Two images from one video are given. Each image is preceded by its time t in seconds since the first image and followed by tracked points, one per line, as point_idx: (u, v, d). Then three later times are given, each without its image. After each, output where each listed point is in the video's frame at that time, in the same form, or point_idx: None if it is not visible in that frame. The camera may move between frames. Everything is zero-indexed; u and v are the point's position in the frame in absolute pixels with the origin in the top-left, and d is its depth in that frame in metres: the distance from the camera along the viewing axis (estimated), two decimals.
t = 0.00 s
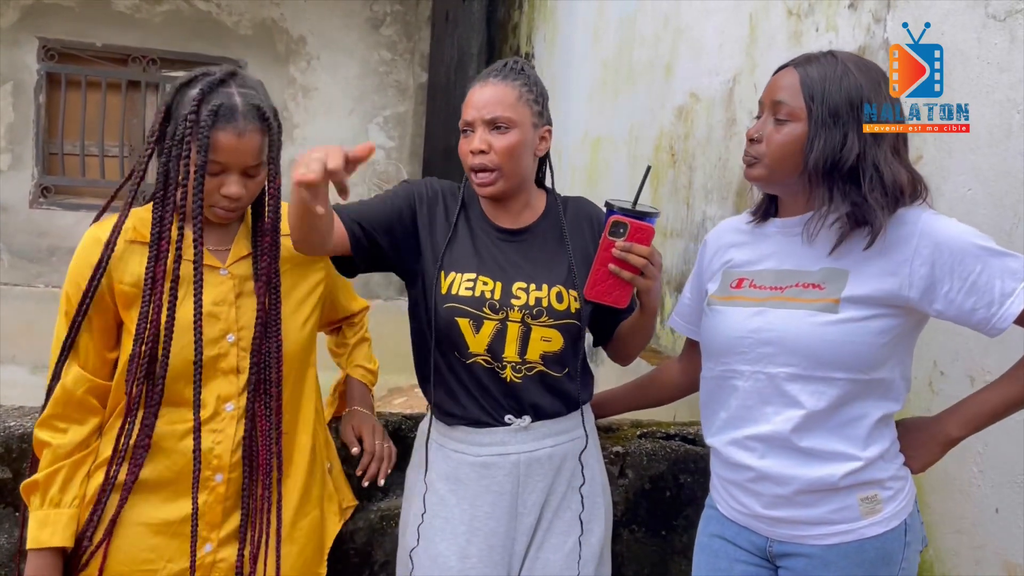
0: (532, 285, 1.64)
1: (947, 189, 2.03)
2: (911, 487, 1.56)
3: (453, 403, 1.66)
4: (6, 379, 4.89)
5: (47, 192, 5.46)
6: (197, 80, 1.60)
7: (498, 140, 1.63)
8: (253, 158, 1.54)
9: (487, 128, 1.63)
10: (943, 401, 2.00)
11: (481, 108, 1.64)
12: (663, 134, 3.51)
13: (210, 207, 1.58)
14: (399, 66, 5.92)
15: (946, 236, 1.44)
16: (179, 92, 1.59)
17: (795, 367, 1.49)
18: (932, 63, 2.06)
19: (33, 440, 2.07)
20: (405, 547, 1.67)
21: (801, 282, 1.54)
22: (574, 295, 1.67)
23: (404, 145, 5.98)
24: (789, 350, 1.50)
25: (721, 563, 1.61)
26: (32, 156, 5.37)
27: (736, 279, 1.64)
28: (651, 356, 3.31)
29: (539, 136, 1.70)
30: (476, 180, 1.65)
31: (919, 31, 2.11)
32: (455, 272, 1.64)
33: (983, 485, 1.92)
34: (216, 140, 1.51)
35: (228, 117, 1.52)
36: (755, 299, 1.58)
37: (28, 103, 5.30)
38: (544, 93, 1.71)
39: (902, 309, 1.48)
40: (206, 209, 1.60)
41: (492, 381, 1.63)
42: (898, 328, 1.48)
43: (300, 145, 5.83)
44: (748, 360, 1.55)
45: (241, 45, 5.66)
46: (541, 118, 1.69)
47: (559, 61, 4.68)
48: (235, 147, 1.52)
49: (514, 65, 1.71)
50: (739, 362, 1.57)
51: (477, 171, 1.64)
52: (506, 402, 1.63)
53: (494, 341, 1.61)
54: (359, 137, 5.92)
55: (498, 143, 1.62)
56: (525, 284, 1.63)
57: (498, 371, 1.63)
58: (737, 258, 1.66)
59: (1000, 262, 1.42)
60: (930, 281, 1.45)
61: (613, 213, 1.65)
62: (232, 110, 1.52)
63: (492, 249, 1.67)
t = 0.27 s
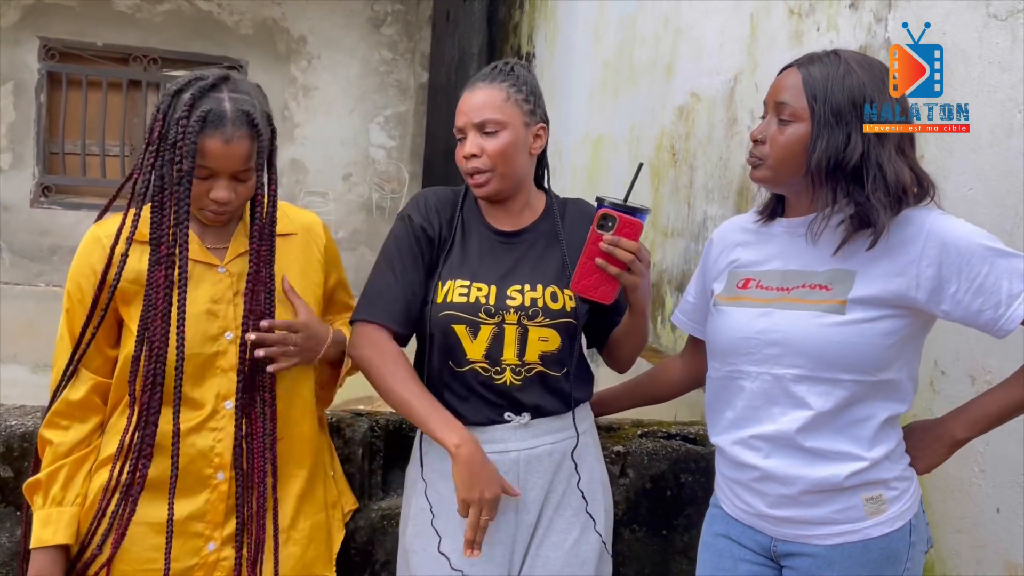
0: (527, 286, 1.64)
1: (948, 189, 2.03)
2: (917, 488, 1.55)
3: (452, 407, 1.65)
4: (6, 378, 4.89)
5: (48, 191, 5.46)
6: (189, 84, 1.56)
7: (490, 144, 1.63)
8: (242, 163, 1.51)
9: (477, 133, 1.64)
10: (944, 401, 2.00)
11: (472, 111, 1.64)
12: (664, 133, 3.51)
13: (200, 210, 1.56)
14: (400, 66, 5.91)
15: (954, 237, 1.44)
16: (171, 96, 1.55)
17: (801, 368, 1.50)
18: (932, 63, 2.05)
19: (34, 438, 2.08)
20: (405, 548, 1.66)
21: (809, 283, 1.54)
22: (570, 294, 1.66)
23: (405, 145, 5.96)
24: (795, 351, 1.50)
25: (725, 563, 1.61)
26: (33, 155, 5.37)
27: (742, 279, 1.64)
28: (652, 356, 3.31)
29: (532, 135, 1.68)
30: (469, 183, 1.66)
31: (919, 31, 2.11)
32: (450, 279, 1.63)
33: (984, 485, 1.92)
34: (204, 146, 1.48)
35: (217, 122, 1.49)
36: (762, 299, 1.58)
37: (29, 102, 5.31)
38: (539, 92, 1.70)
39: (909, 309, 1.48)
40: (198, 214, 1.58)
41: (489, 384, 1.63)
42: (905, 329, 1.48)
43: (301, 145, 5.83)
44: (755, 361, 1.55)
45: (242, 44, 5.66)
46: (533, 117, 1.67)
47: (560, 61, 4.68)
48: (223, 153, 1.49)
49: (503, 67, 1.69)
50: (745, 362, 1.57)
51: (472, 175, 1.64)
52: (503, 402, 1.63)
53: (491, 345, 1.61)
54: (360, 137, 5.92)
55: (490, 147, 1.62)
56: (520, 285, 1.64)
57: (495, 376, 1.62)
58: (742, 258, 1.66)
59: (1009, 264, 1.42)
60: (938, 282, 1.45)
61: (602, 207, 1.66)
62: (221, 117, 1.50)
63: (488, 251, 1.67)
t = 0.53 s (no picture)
0: (530, 285, 1.63)
1: (949, 189, 2.03)
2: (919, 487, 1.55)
3: (457, 405, 1.66)
4: (6, 378, 4.89)
5: (48, 191, 5.46)
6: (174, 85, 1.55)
7: (484, 142, 1.62)
8: (227, 164, 1.51)
9: (472, 132, 1.64)
10: (945, 401, 2.00)
11: (467, 111, 1.65)
12: (664, 133, 3.52)
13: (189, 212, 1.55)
14: (400, 66, 5.93)
15: (959, 234, 1.43)
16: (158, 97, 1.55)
17: (805, 366, 1.49)
18: (932, 63, 2.06)
19: (34, 438, 2.08)
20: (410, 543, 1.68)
21: (811, 281, 1.54)
22: (573, 296, 1.65)
23: (405, 144, 5.98)
24: (799, 347, 1.50)
25: (725, 568, 1.60)
26: (33, 155, 5.37)
27: (744, 277, 1.63)
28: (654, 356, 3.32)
29: (528, 132, 1.67)
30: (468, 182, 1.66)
31: (919, 31, 2.12)
32: (452, 278, 1.65)
33: (985, 486, 1.92)
34: (187, 149, 1.48)
35: (199, 125, 1.49)
36: (765, 297, 1.58)
37: (30, 101, 5.30)
38: (536, 90, 1.70)
39: (912, 306, 1.48)
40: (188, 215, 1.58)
41: (493, 383, 1.63)
42: (908, 326, 1.48)
43: (301, 144, 5.83)
44: (759, 359, 1.55)
45: (243, 44, 5.66)
46: (529, 114, 1.67)
47: (561, 60, 4.68)
48: (207, 155, 1.49)
49: (500, 66, 1.70)
50: (748, 361, 1.57)
51: (470, 175, 1.65)
52: (508, 402, 1.63)
53: (493, 345, 1.62)
54: (360, 136, 5.92)
55: (483, 145, 1.62)
56: (523, 284, 1.63)
57: (498, 374, 1.63)
58: (743, 257, 1.66)
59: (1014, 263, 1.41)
60: (941, 279, 1.44)
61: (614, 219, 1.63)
62: (204, 119, 1.49)
63: (492, 251, 1.68)
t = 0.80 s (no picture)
0: (533, 289, 1.63)
1: (950, 188, 2.03)
2: (912, 490, 1.55)
3: (453, 403, 1.67)
4: (7, 377, 4.89)
5: (49, 190, 5.46)
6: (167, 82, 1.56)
7: (475, 143, 1.63)
8: (216, 160, 1.50)
9: (463, 133, 1.65)
10: (945, 401, 2.00)
11: (459, 113, 1.66)
12: (665, 132, 3.52)
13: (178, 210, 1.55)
14: (400, 65, 5.92)
15: (956, 234, 1.43)
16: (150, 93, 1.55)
17: (803, 364, 1.49)
18: (932, 63, 2.06)
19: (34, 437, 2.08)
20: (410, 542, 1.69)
21: (811, 279, 1.54)
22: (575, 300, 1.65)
23: (406, 143, 5.98)
24: (797, 346, 1.50)
25: (724, 571, 1.60)
26: (33, 154, 5.37)
27: (742, 276, 1.64)
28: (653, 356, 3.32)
29: (520, 130, 1.67)
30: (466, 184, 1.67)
31: (919, 31, 2.12)
32: (455, 280, 1.66)
33: (985, 485, 1.92)
34: (173, 143, 1.48)
35: (185, 119, 1.49)
36: (762, 296, 1.58)
37: (30, 100, 5.30)
38: (527, 87, 1.71)
39: (911, 305, 1.48)
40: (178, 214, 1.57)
41: (492, 383, 1.64)
42: (907, 325, 1.48)
43: (302, 144, 5.83)
44: (754, 356, 1.55)
45: (243, 43, 5.66)
46: (520, 112, 1.67)
47: (561, 60, 4.67)
48: (194, 150, 1.48)
49: (492, 66, 1.72)
50: (743, 358, 1.57)
51: (464, 177, 1.66)
52: (509, 402, 1.63)
53: (492, 348, 1.62)
54: (361, 135, 5.92)
55: (474, 147, 1.63)
56: (525, 287, 1.63)
57: (498, 375, 1.63)
58: (740, 256, 1.66)
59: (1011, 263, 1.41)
60: (939, 279, 1.44)
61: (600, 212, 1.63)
62: (192, 115, 1.49)
63: (493, 250, 1.68)
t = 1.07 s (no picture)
0: (518, 289, 1.64)
1: (948, 187, 2.03)
2: (906, 488, 1.55)
3: (444, 402, 1.68)
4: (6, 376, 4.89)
5: (47, 188, 5.46)
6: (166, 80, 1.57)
7: (459, 146, 1.63)
8: (206, 156, 1.51)
9: (448, 136, 1.65)
10: (943, 399, 2.00)
11: (442, 116, 1.65)
12: (664, 131, 3.52)
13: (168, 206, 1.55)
14: (400, 63, 5.92)
15: (950, 231, 1.43)
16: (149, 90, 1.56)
17: (795, 356, 1.49)
18: (932, 63, 2.06)
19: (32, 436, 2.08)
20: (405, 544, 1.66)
21: (805, 273, 1.55)
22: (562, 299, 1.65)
23: (405, 142, 5.98)
24: (788, 338, 1.50)
25: (718, 571, 1.60)
26: (32, 152, 5.36)
27: (736, 271, 1.64)
28: (652, 354, 3.33)
29: (506, 131, 1.66)
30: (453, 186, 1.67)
31: (919, 31, 2.12)
32: (440, 282, 1.66)
33: (982, 484, 1.92)
34: (165, 139, 1.49)
35: (178, 116, 1.50)
36: (754, 289, 1.58)
37: (29, 99, 5.30)
38: (511, 86, 1.70)
39: (904, 302, 1.48)
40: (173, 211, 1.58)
41: (481, 385, 1.64)
42: (900, 322, 1.48)
43: (301, 142, 5.82)
44: (743, 348, 1.56)
45: (242, 42, 5.65)
46: (504, 112, 1.66)
47: (560, 59, 4.67)
48: (185, 146, 1.49)
49: (475, 65, 1.72)
50: (734, 351, 1.57)
51: (449, 179, 1.66)
52: (499, 402, 1.63)
53: (480, 350, 1.62)
54: (360, 134, 5.92)
55: (458, 149, 1.63)
56: (511, 287, 1.63)
57: (486, 377, 1.63)
58: (736, 253, 1.67)
59: (1003, 260, 1.41)
60: (932, 275, 1.44)
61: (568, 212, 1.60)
62: (185, 112, 1.50)
63: (478, 251, 1.69)
